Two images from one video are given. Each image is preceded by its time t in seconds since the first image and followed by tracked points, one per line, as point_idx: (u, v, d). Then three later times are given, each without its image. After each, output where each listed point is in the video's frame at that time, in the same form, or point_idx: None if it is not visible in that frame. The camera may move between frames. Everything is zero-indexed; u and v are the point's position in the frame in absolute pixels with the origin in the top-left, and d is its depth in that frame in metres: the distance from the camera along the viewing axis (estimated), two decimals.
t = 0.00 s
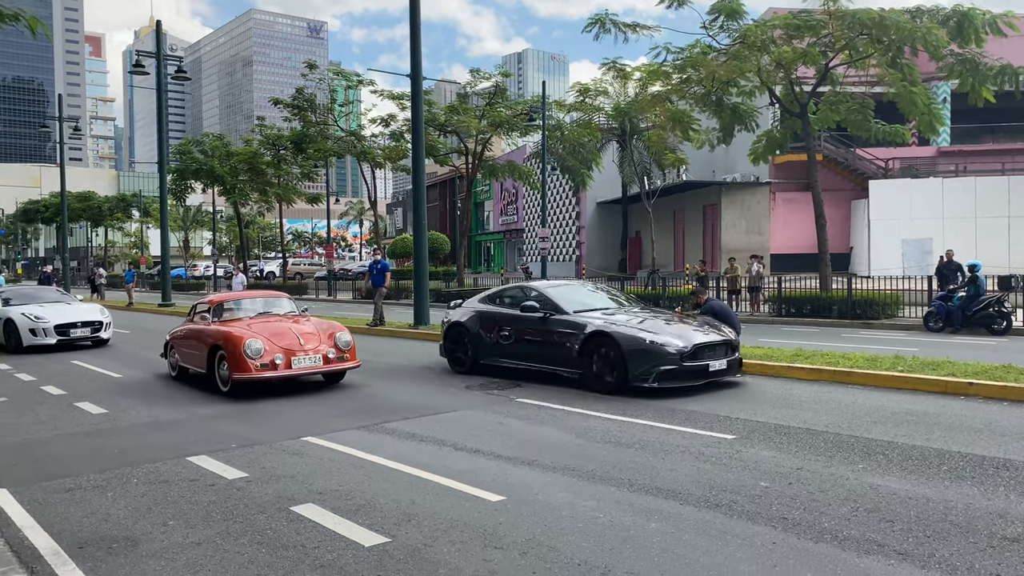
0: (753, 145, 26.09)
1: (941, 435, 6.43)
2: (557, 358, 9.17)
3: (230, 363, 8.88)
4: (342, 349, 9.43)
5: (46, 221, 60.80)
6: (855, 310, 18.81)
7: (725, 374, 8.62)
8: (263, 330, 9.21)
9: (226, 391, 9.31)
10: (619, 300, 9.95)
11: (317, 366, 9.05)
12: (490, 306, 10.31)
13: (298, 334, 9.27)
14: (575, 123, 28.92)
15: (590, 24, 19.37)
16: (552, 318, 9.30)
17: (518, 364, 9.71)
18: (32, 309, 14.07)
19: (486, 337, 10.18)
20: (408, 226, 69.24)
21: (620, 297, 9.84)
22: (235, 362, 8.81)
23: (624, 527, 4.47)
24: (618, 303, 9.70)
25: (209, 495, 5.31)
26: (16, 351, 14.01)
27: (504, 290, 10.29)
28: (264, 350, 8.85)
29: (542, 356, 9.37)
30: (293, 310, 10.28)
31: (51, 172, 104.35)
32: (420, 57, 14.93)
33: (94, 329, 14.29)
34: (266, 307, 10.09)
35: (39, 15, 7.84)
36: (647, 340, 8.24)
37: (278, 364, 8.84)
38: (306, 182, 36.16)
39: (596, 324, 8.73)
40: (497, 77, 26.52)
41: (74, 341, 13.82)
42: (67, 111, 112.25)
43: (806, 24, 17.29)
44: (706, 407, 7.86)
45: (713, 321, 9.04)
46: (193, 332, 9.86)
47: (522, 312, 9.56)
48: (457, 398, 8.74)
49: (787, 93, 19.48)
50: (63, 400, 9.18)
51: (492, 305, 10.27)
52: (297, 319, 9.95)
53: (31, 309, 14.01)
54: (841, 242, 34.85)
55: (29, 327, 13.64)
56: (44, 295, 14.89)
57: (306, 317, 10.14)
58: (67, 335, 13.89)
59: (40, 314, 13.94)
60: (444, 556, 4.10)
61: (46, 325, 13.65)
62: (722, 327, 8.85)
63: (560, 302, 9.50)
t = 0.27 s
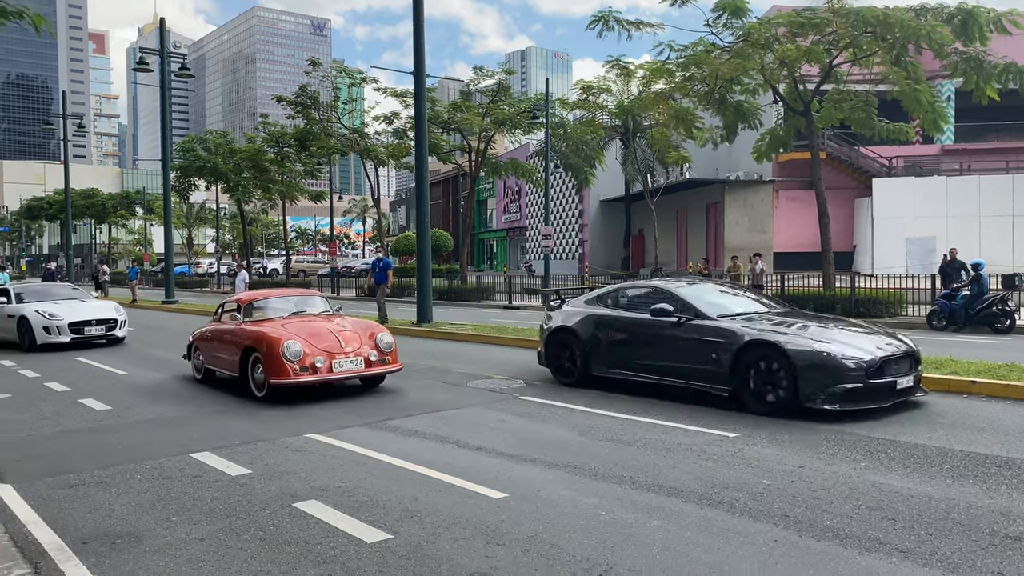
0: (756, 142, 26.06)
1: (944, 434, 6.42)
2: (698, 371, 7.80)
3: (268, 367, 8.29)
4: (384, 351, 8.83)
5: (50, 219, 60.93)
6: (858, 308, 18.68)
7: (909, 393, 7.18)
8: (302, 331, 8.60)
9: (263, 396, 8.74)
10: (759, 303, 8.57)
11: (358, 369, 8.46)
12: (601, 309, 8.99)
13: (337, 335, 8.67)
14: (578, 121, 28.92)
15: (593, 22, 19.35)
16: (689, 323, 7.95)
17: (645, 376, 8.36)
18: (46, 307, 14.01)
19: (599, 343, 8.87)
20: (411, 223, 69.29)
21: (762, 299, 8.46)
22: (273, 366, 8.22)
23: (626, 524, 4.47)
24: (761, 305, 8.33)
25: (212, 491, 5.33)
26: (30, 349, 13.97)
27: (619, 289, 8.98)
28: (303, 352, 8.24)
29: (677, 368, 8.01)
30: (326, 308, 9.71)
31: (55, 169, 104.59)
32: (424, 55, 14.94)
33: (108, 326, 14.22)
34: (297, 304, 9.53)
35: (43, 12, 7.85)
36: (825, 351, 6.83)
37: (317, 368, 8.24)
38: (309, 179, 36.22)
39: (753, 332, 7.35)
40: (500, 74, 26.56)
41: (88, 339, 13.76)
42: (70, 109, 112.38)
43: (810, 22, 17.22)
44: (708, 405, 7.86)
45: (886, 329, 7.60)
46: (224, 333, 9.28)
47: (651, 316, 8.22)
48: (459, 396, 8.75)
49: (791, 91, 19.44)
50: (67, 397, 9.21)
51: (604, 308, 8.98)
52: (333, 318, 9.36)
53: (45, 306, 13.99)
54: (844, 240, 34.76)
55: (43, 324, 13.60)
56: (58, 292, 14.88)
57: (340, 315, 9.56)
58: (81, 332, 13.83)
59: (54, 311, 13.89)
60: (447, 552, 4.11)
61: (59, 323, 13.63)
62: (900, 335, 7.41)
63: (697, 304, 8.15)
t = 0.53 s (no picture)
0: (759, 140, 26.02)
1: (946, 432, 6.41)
2: (864, 387, 6.51)
3: (309, 369, 7.73)
4: (426, 352, 8.31)
5: (53, 216, 61.00)
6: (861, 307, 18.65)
7: None
8: (343, 332, 8.05)
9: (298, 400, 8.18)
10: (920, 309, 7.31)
11: (402, 372, 7.93)
12: (721, 312, 7.76)
13: (379, 336, 8.14)
14: (581, 118, 28.87)
15: (596, 19, 19.31)
16: (848, 330, 6.69)
17: (789, 394, 7.09)
18: (59, 305, 13.82)
19: (723, 354, 7.61)
20: (413, 221, 69.29)
21: (925, 305, 7.21)
22: (313, 368, 7.68)
23: (628, 522, 4.47)
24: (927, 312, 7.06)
25: (215, 488, 5.34)
26: (42, 347, 13.79)
27: (744, 290, 7.74)
28: (345, 353, 7.70)
29: (833, 384, 6.73)
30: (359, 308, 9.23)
31: (58, 166, 104.69)
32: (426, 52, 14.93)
33: (121, 325, 14.02)
34: (330, 303, 9.05)
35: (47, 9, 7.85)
36: None
37: (359, 371, 7.70)
38: (312, 177, 36.22)
39: (942, 341, 6.08)
40: (503, 72, 26.52)
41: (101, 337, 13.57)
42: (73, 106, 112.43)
43: (813, 19, 17.15)
44: (711, 403, 7.86)
45: None
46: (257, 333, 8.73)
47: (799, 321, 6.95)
48: (461, 393, 8.76)
49: (793, 89, 19.38)
50: (70, 394, 9.23)
51: (726, 311, 7.75)
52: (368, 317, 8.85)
53: (58, 304, 13.81)
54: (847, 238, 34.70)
55: (56, 322, 13.41)
56: (71, 290, 14.69)
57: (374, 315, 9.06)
58: (93, 330, 13.64)
59: (66, 309, 13.70)
60: (449, 549, 4.11)
61: (72, 321, 13.44)
62: None
63: (855, 308, 6.89)
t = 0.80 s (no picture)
0: (762, 138, 25.98)
1: (948, 431, 6.40)
2: None
3: (361, 375, 7.17)
4: (481, 355, 7.76)
5: (55, 214, 61.08)
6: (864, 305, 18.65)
7: None
8: (394, 334, 7.49)
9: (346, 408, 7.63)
10: None
11: (458, 377, 7.40)
12: (882, 316, 6.60)
13: (432, 338, 7.59)
14: (583, 116, 28.83)
15: (599, 17, 19.27)
16: None
17: (992, 417, 5.83)
18: (73, 303, 13.50)
19: (900, 366, 6.34)
20: (415, 218, 69.31)
21: None
22: (366, 373, 7.11)
23: (629, 519, 4.48)
24: None
25: (217, 485, 5.34)
26: (56, 346, 13.50)
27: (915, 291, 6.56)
28: (398, 357, 7.15)
29: None
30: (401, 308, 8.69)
31: (61, 164, 104.81)
32: (428, 49, 14.89)
33: (136, 323, 13.74)
34: (371, 303, 8.46)
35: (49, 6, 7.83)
36: None
37: (414, 376, 7.16)
38: (314, 174, 36.24)
39: None
40: (504, 69, 26.49)
41: (116, 336, 13.28)
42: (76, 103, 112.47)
43: (816, 17, 17.07)
44: (712, 401, 7.85)
45: None
46: (298, 335, 8.13)
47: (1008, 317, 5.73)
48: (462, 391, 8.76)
49: (796, 87, 19.34)
50: (73, 391, 9.23)
51: (893, 315, 6.54)
52: (414, 318, 8.31)
53: (72, 301, 13.50)
54: (849, 236, 34.69)
55: (69, 321, 13.10)
56: (84, 286, 14.37)
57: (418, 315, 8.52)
58: (108, 330, 13.35)
59: (81, 307, 13.39)
60: (450, 546, 4.12)
61: (86, 320, 13.14)
62: None
63: None
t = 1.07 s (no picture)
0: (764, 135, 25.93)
1: (951, 429, 6.38)
2: None
3: (441, 384, 6.49)
4: (563, 361, 7.12)
5: (58, 211, 61.16)
6: (866, 303, 18.67)
7: None
8: (472, 337, 6.82)
9: (419, 418, 6.97)
10: None
11: (544, 386, 6.75)
12: None
13: (511, 342, 6.94)
14: (585, 114, 28.80)
15: (601, 14, 19.24)
16: None
17: None
18: (90, 301, 12.96)
19: None
20: (417, 216, 69.34)
21: None
22: (448, 383, 6.43)
23: (631, 517, 4.47)
24: None
25: (219, 482, 5.35)
26: (72, 346, 12.96)
27: None
28: (483, 365, 6.49)
29: None
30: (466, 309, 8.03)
31: (63, 161, 104.92)
32: (431, 46, 14.85)
33: (155, 323, 13.20)
34: (435, 304, 7.76)
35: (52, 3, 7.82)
36: None
37: (500, 385, 6.51)
38: (316, 172, 36.27)
39: None
40: (507, 67, 26.44)
41: (136, 336, 12.76)
42: (78, 101, 112.56)
43: (819, 14, 17.01)
44: (715, 399, 7.85)
45: None
46: (359, 339, 7.42)
47: None
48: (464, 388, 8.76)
49: (799, 84, 19.32)
50: (75, 388, 9.24)
51: None
52: (482, 320, 7.65)
53: (89, 300, 12.97)
54: (852, 234, 34.69)
55: (87, 320, 12.56)
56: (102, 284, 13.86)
57: (485, 316, 7.85)
58: (126, 329, 12.82)
59: (98, 306, 12.84)
60: (453, 544, 4.12)
61: (104, 319, 12.60)
62: None
63: None
